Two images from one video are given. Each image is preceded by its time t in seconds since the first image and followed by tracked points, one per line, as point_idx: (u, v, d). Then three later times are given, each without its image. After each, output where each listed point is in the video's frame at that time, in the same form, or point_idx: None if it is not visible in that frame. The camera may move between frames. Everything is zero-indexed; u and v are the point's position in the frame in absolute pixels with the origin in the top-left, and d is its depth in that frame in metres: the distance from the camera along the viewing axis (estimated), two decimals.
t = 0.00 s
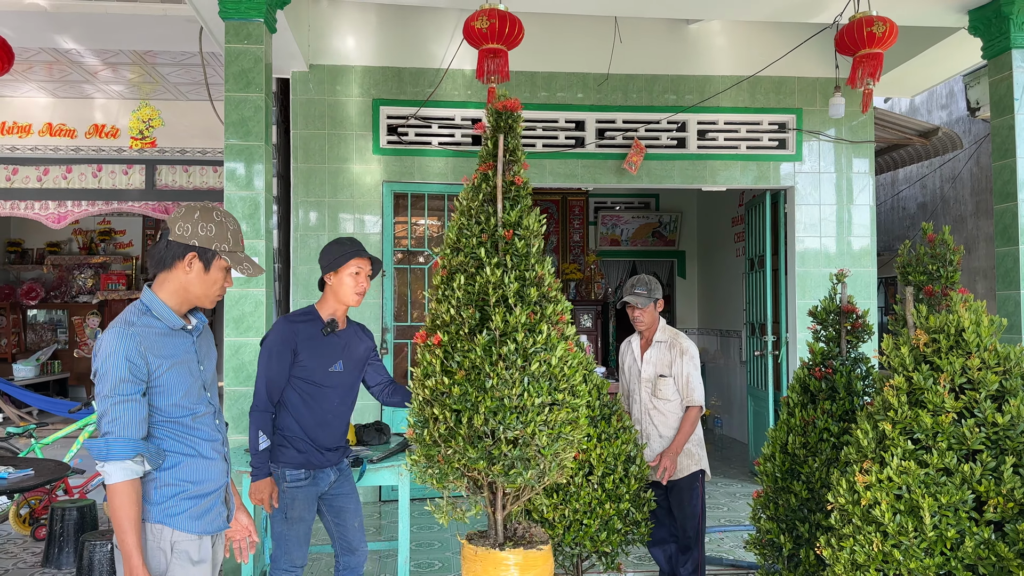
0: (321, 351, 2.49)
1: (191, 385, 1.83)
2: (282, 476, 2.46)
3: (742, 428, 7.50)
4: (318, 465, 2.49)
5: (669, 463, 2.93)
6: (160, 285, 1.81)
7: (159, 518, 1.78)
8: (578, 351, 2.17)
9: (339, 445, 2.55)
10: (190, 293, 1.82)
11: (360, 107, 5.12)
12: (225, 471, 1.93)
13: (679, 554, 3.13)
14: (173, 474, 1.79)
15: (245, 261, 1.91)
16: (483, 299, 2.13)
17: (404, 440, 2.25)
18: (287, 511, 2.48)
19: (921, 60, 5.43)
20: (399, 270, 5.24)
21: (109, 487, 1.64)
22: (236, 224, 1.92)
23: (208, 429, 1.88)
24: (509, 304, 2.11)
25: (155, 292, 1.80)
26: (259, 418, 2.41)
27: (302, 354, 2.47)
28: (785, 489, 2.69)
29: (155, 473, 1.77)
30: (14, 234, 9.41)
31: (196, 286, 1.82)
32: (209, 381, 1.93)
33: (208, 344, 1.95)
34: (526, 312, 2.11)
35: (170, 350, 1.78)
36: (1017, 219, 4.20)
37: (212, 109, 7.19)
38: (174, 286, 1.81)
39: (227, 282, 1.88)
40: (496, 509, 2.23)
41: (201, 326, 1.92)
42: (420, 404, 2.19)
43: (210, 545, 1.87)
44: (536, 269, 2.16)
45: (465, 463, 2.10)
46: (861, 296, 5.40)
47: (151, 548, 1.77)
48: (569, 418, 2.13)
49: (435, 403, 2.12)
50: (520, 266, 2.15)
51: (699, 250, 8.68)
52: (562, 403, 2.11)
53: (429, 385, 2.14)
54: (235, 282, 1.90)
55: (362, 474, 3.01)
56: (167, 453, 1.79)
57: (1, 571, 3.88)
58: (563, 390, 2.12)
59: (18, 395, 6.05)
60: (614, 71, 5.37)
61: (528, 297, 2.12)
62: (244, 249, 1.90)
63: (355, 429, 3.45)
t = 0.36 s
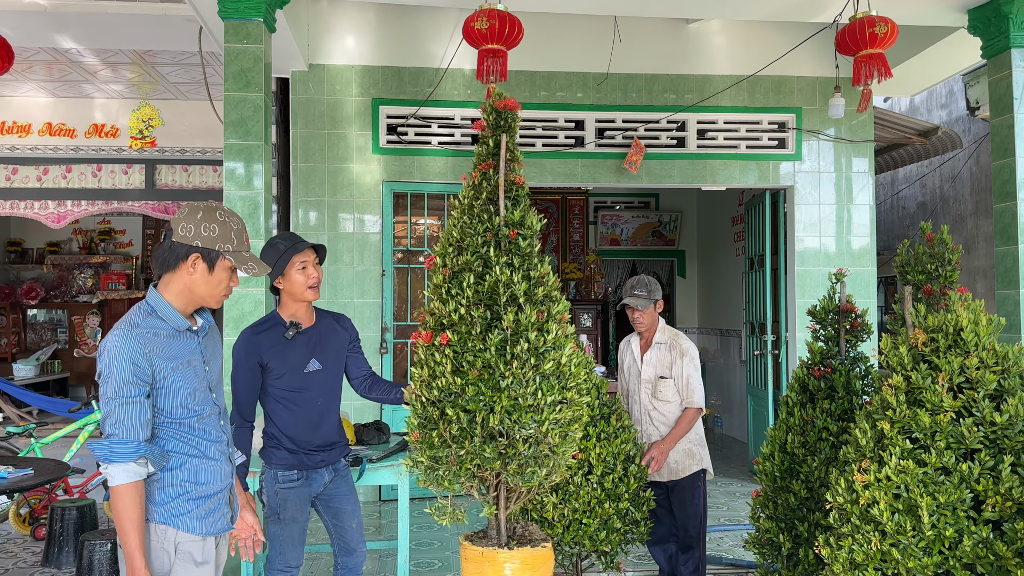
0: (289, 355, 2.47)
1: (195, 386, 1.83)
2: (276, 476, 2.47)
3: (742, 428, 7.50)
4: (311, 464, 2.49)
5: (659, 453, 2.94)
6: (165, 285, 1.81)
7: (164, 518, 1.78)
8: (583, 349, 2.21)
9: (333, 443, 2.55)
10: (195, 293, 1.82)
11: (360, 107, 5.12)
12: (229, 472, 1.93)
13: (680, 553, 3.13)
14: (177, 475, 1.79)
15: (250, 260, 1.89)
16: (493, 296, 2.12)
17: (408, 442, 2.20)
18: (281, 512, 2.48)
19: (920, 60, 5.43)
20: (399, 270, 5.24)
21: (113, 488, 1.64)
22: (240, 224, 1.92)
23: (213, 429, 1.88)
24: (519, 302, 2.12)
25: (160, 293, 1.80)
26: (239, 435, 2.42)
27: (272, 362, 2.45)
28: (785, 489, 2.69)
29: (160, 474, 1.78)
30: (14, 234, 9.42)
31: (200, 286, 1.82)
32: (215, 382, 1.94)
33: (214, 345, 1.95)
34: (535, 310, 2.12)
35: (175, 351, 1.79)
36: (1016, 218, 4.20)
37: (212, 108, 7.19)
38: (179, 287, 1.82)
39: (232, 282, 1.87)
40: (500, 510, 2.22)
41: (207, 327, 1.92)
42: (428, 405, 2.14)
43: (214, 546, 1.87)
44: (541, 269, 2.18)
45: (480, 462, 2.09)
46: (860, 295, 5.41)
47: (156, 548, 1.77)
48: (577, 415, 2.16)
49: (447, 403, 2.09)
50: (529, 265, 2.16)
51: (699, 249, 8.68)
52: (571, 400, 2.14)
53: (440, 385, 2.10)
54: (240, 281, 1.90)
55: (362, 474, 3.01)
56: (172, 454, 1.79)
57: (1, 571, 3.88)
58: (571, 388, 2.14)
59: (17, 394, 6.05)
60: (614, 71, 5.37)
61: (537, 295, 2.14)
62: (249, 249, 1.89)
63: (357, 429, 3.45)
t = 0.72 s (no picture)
0: (280, 354, 2.49)
1: (197, 385, 1.83)
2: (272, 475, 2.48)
3: (741, 427, 7.50)
4: (307, 463, 2.50)
5: (626, 443, 2.79)
6: (166, 285, 1.81)
7: (165, 518, 1.78)
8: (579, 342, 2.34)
9: (329, 442, 2.55)
10: (198, 292, 1.82)
11: (359, 106, 5.12)
12: (230, 472, 1.93)
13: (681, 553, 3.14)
14: (179, 474, 1.80)
15: (252, 260, 1.88)
16: (528, 292, 2.16)
17: (444, 444, 2.10)
18: (276, 510, 2.49)
19: (919, 59, 5.43)
20: (398, 269, 5.25)
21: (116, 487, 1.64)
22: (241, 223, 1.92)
23: (213, 429, 1.88)
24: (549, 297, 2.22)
25: (162, 292, 1.80)
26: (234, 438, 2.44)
27: (263, 363, 2.47)
28: (783, 487, 2.69)
29: (163, 474, 1.78)
30: (13, 233, 9.42)
31: (203, 286, 1.82)
32: (216, 381, 1.94)
33: (216, 344, 1.96)
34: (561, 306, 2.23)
35: (177, 351, 1.79)
36: (1015, 217, 4.20)
37: (211, 108, 7.19)
38: (180, 287, 1.82)
39: (234, 281, 1.87)
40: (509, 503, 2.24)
41: (209, 325, 1.92)
42: (465, 404, 2.08)
43: (215, 546, 1.87)
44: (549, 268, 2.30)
45: (533, 455, 2.10)
46: (859, 295, 5.41)
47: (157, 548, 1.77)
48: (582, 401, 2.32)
49: (496, 400, 2.06)
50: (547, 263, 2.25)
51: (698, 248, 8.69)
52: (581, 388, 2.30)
53: (487, 381, 2.06)
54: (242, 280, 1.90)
55: (360, 472, 3.01)
56: (173, 454, 1.79)
57: None
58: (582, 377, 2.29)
59: (16, 394, 6.05)
60: (613, 70, 5.37)
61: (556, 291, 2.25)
62: (250, 249, 1.89)
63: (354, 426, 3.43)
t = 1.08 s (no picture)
0: (285, 351, 2.49)
1: (196, 382, 1.84)
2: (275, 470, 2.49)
3: (740, 426, 7.50)
4: (310, 459, 2.51)
5: (607, 442, 2.63)
6: (164, 283, 1.81)
7: (164, 516, 1.78)
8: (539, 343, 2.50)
9: (333, 438, 2.56)
10: (196, 291, 1.82)
11: (358, 105, 5.12)
12: (228, 469, 1.93)
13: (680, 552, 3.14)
14: (177, 472, 1.80)
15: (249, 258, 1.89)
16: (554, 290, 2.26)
17: (509, 438, 2.08)
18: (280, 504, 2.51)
19: (917, 58, 5.44)
20: (397, 267, 5.26)
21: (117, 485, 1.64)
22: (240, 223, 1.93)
23: (212, 426, 1.89)
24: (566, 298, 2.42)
25: (160, 290, 1.81)
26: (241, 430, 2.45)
27: (266, 360, 2.47)
28: (780, 486, 2.69)
29: (162, 472, 1.78)
30: (12, 232, 9.42)
31: (200, 284, 1.83)
32: (214, 378, 1.94)
33: (213, 341, 1.96)
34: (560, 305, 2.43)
35: (175, 348, 1.79)
36: (1012, 216, 4.21)
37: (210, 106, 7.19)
38: (178, 285, 1.82)
39: (231, 279, 1.88)
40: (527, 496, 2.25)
41: (207, 323, 1.93)
42: (518, 399, 2.08)
43: (213, 544, 1.88)
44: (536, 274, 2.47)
45: (576, 444, 2.19)
46: (856, 293, 5.42)
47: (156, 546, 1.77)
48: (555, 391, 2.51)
49: (551, 393, 2.11)
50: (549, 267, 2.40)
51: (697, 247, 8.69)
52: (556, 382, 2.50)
53: (544, 375, 2.10)
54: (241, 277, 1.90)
55: (359, 471, 3.01)
56: (172, 452, 1.79)
57: None
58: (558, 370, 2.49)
59: (15, 393, 6.05)
60: (612, 69, 5.37)
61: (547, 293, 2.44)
62: (247, 247, 1.89)
63: (354, 425, 3.42)
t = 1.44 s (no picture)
0: (294, 349, 2.50)
1: (193, 381, 1.83)
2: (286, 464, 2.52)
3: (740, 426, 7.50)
4: (320, 454, 2.51)
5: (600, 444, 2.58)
6: (160, 282, 1.82)
7: (162, 514, 1.78)
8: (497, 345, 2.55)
9: (345, 434, 2.56)
10: (193, 289, 1.82)
11: (357, 104, 5.12)
12: (226, 467, 1.93)
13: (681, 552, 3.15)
14: (175, 470, 1.80)
15: (245, 257, 1.89)
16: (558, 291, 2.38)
17: (559, 432, 2.13)
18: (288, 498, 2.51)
19: (917, 58, 5.44)
20: (397, 266, 5.26)
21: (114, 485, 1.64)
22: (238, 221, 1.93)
23: (210, 425, 1.89)
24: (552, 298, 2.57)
25: (156, 289, 1.81)
26: (253, 424, 2.50)
27: (277, 356, 2.49)
28: (779, 485, 2.69)
29: (160, 470, 1.78)
30: (11, 231, 9.43)
31: (197, 282, 1.82)
32: (212, 377, 1.94)
33: (210, 339, 1.96)
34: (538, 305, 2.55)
35: (172, 346, 1.79)
36: (1012, 216, 4.21)
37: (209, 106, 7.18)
38: (174, 284, 1.82)
39: (227, 278, 1.88)
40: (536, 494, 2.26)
41: (204, 322, 1.94)
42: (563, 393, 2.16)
43: (212, 542, 1.88)
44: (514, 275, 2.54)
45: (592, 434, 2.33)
46: (856, 293, 5.43)
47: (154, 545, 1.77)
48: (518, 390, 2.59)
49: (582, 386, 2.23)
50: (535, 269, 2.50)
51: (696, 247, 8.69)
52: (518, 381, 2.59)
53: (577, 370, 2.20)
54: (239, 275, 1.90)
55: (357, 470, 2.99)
56: (169, 451, 1.79)
57: None
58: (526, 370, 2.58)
59: (14, 392, 6.05)
60: (612, 68, 5.37)
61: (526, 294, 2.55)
62: (244, 246, 1.89)
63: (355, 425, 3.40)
